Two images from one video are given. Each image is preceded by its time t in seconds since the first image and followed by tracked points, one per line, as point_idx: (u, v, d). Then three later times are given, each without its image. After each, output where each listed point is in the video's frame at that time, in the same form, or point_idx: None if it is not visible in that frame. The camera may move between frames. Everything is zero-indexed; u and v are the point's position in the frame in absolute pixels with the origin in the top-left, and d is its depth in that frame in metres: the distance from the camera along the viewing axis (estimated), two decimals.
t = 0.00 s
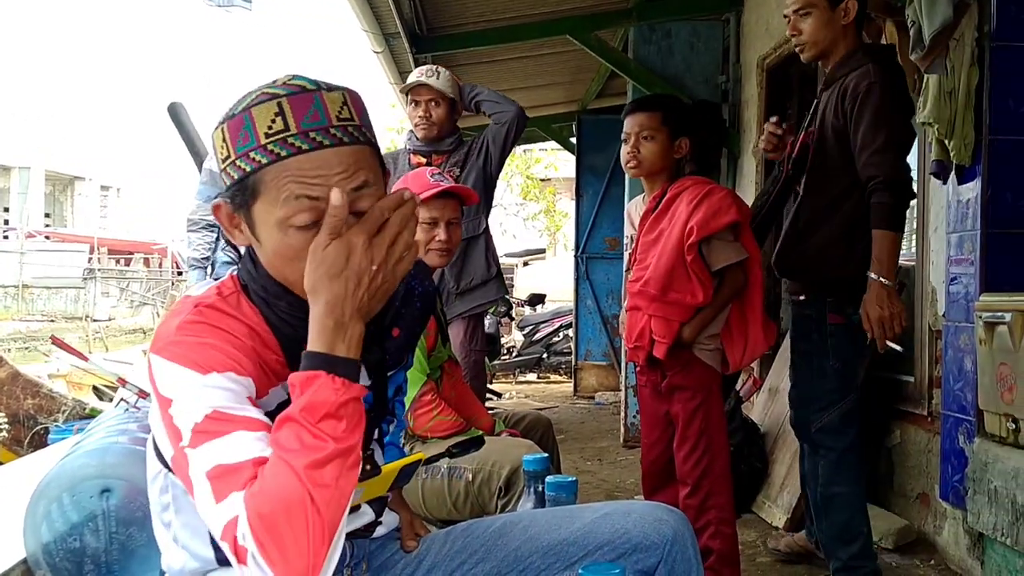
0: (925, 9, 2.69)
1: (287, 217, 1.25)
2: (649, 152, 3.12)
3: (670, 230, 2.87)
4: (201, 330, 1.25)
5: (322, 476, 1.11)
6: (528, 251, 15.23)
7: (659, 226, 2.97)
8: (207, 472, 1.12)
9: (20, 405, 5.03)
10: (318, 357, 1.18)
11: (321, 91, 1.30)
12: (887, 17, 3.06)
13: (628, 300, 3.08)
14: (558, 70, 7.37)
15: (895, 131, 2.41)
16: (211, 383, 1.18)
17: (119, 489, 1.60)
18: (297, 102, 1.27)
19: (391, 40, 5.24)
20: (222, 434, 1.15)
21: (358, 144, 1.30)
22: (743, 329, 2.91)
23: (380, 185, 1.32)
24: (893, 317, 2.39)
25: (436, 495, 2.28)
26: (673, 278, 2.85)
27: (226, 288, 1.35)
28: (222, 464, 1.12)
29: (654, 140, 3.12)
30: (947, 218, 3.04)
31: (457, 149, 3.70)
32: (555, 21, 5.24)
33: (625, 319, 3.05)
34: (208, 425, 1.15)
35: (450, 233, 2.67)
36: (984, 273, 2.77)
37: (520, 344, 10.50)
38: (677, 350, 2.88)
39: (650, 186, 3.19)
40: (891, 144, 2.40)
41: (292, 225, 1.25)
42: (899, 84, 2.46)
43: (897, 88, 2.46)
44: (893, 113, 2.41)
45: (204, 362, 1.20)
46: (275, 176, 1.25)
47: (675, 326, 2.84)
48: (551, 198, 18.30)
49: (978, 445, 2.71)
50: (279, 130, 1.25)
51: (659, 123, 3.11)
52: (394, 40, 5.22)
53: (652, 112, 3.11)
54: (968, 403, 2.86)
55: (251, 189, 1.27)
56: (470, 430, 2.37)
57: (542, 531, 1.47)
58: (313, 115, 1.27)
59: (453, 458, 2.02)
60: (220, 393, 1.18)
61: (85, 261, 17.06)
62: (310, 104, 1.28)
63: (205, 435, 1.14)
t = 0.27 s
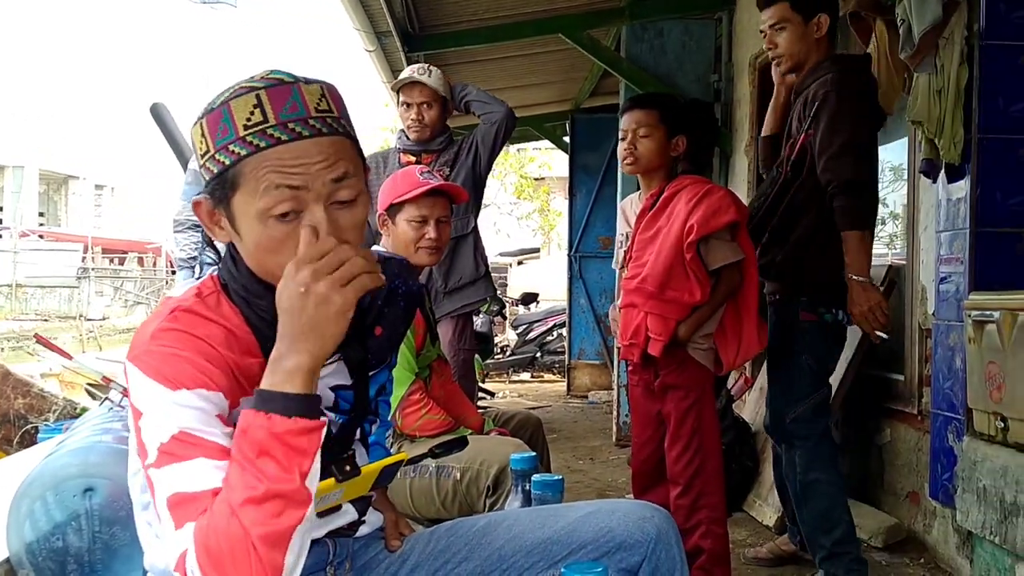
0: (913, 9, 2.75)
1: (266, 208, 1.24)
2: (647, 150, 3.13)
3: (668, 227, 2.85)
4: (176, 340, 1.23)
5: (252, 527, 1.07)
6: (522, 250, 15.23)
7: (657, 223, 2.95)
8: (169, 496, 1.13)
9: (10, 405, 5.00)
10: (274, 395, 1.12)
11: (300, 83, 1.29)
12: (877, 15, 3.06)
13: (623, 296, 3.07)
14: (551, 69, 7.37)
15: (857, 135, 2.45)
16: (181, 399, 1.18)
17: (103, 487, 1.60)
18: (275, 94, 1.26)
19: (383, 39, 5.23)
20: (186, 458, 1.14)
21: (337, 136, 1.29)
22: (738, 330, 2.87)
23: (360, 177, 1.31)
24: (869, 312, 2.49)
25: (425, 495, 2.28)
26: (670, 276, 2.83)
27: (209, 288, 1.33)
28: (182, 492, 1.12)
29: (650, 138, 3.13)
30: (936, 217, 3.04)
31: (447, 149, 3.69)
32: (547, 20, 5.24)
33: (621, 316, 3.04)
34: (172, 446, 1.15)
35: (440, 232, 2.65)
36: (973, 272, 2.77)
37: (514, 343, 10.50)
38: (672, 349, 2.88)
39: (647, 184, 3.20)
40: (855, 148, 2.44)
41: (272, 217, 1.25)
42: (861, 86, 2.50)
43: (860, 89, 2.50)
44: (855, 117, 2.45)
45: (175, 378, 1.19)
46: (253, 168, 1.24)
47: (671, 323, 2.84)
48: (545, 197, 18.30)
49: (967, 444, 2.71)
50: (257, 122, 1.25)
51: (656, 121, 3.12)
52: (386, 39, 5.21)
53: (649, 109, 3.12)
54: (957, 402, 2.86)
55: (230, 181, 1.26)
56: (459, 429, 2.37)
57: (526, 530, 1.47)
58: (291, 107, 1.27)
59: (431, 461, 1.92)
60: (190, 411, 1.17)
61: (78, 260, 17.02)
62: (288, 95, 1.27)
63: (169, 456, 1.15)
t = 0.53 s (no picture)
0: (908, 11, 2.82)
1: (244, 194, 1.24)
2: (652, 149, 3.11)
3: (671, 232, 2.86)
4: (161, 360, 1.18)
5: None
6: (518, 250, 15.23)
7: (662, 223, 2.95)
8: (154, 533, 1.08)
9: (6, 406, 4.96)
10: (309, 508, 1.02)
11: (282, 74, 1.29)
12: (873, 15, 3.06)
13: (626, 295, 3.07)
14: (548, 69, 7.38)
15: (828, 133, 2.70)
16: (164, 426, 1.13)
17: (96, 488, 1.59)
18: (256, 83, 1.26)
19: (379, 39, 5.23)
20: (169, 492, 1.10)
21: (318, 124, 1.29)
22: (739, 334, 2.86)
23: (342, 167, 1.30)
24: (823, 302, 2.80)
25: (419, 495, 2.28)
26: (675, 276, 2.83)
27: (200, 297, 1.28)
28: (166, 529, 1.08)
29: (656, 137, 3.12)
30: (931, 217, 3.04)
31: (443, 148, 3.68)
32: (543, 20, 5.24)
33: (623, 314, 3.03)
34: (156, 478, 1.11)
35: (435, 231, 2.64)
36: (967, 272, 2.78)
37: (510, 343, 10.49)
38: (673, 348, 2.88)
39: (652, 183, 3.20)
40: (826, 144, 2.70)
41: (248, 203, 1.24)
42: (834, 88, 2.73)
43: (833, 93, 2.73)
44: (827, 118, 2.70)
45: (157, 405, 1.14)
46: (232, 154, 1.24)
47: (673, 323, 2.84)
48: (542, 198, 18.33)
49: (962, 443, 2.71)
50: (237, 109, 1.25)
51: (660, 121, 3.11)
52: (382, 39, 5.21)
53: (654, 109, 3.12)
54: (952, 402, 2.86)
55: (210, 169, 1.26)
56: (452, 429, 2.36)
57: (520, 530, 1.47)
58: (272, 95, 1.27)
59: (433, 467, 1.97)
60: (173, 439, 1.13)
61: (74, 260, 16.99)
62: (269, 84, 1.27)
63: (152, 489, 1.10)
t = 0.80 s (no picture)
0: (904, 9, 2.79)
1: (228, 185, 1.24)
2: (659, 149, 3.05)
3: (675, 231, 2.84)
4: (159, 369, 1.16)
5: None
6: (515, 250, 15.24)
7: (665, 223, 2.92)
8: (161, 546, 1.11)
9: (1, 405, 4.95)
10: None
11: (266, 65, 1.30)
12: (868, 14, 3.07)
13: (627, 295, 3.04)
14: (545, 69, 7.38)
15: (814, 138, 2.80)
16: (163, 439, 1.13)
17: (91, 488, 1.59)
18: (239, 74, 1.27)
19: (375, 39, 5.23)
20: (173, 505, 1.12)
21: (302, 113, 1.29)
22: (740, 335, 2.92)
23: (327, 157, 1.30)
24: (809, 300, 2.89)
25: (415, 495, 2.27)
26: (677, 276, 2.82)
27: (194, 301, 1.26)
28: (173, 543, 1.10)
29: (661, 137, 3.05)
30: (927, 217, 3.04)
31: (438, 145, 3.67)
32: (539, 19, 5.24)
33: (624, 314, 3.02)
34: (159, 491, 1.12)
35: (431, 230, 2.64)
36: (963, 271, 2.78)
37: (507, 343, 10.49)
38: (675, 348, 2.86)
39: (656, 183, 3.14)
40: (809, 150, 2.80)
41: (233, 194, 1.24)
42: (817, 94, 2.83)
43: (817, 98, 2.82)
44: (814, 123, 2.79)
45: (156, 416, 1.13)
46: (215, 146, 1.24)
47: (675, 323, 2.82)
48: (539, 197, 18.34)
49: (958, 443, 2.71)
50: (220, 99, 1.25)
51: (666, 121, 3.05)
52: (379, 38, 5.20)
53: (659, 109, 3.06)
54: (948, 402, 2.87)
55: (195, 163, 1.26)
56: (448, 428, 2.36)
57: (515, 530, 1.47)
58: (256, 85, 1.27)
59: (418, 453, 1.72)
60: (173, 450, 1.13)
61: (71, 259, 16.97)
62: (253, 75, 1.27)
63: (156, 502, 1.12)
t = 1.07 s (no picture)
0: (899, 10, 2.77)
1: (223, 189, 1.24)
2: (663, 150, 3.04)
3: (680, 236, 2.86)
4: (155, 376, 1.16)
5: None
6: (514, 250, 15.25)
7: (668, 226, 2.94)
8: (145, 564, 1.10)
9: None
10: None
11: (266, 67, 1.30)
12: (864, 15, 3.07)
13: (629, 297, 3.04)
14: (543, 69, 7.39)
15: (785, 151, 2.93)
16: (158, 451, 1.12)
17: (84, 489, 1.58)
18: (238, 74, 1.27)
19: (373, 39, 5.23)
20: (161, 523, 1.11)
21: (300, 116, 1.29)
22: (742, 338, 2.89)
23: (324, 161, 1.30)
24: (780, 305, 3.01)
25: (410, 496, 2.26)
26: (681, 281, 2.84)
27: (189, 309, 1.26)
28: (158, 561, 1.09)
29: (667, 138, 3.04)
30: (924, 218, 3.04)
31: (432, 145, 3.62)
32: (537, 20, 5.25)
33: (626, 316, 3.02)
34: (147, 507, 1.11)
35: (428, 230, 2.64)
36: (959, 272, 2.78)
37: (505, 343, 10.49)
38: (676, 351, 2.86)
39: (661, 183, 3.12)
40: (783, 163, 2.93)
41: (228, 198, 1.24)
42: (789, 106, 2.95)
43: (786, 110, 2.93)
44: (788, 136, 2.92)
45: (152, 425, 1.13)
46: (211, 147, 1.24)
47: (677, 326, 2.82)
48: (537, 197, 18.35)
49: (954, 443, 2.71)
50: (217, 100, 1.24)
51: (672, 121, 3.04)
52: (377, 39, 5.20)
53: (667, 110, 3.04)
54: (944, 402, 2.87)
55: (190, 164, 1.26)
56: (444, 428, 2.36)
57: (508, 531, 1.47)
58: (254, 86, 1.27)
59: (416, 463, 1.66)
60: (167, 463, 1.12)
61: (70, 259, 16.96)
62: (252, 76, 1.27)
63: (144, 518, 1.11)
